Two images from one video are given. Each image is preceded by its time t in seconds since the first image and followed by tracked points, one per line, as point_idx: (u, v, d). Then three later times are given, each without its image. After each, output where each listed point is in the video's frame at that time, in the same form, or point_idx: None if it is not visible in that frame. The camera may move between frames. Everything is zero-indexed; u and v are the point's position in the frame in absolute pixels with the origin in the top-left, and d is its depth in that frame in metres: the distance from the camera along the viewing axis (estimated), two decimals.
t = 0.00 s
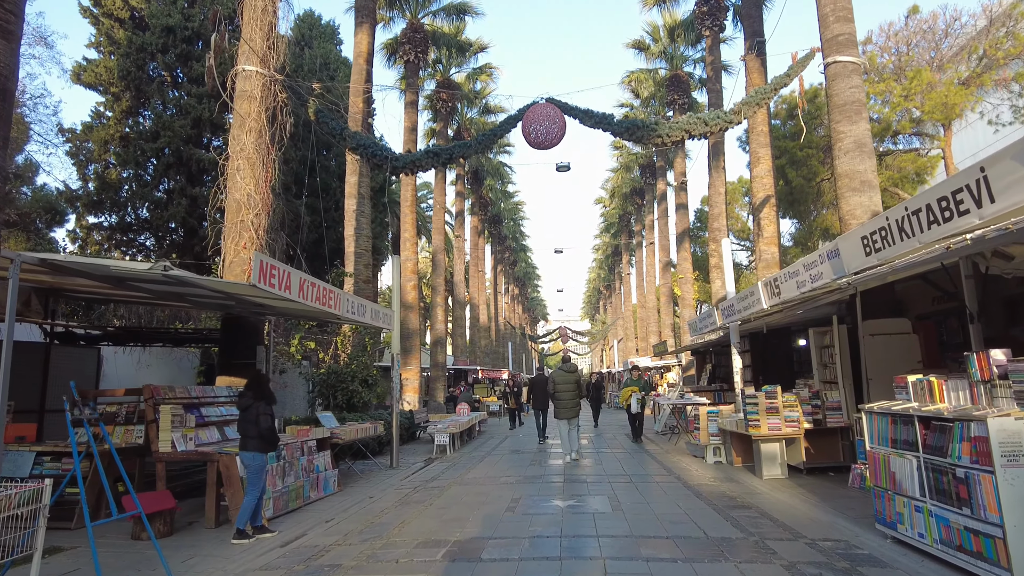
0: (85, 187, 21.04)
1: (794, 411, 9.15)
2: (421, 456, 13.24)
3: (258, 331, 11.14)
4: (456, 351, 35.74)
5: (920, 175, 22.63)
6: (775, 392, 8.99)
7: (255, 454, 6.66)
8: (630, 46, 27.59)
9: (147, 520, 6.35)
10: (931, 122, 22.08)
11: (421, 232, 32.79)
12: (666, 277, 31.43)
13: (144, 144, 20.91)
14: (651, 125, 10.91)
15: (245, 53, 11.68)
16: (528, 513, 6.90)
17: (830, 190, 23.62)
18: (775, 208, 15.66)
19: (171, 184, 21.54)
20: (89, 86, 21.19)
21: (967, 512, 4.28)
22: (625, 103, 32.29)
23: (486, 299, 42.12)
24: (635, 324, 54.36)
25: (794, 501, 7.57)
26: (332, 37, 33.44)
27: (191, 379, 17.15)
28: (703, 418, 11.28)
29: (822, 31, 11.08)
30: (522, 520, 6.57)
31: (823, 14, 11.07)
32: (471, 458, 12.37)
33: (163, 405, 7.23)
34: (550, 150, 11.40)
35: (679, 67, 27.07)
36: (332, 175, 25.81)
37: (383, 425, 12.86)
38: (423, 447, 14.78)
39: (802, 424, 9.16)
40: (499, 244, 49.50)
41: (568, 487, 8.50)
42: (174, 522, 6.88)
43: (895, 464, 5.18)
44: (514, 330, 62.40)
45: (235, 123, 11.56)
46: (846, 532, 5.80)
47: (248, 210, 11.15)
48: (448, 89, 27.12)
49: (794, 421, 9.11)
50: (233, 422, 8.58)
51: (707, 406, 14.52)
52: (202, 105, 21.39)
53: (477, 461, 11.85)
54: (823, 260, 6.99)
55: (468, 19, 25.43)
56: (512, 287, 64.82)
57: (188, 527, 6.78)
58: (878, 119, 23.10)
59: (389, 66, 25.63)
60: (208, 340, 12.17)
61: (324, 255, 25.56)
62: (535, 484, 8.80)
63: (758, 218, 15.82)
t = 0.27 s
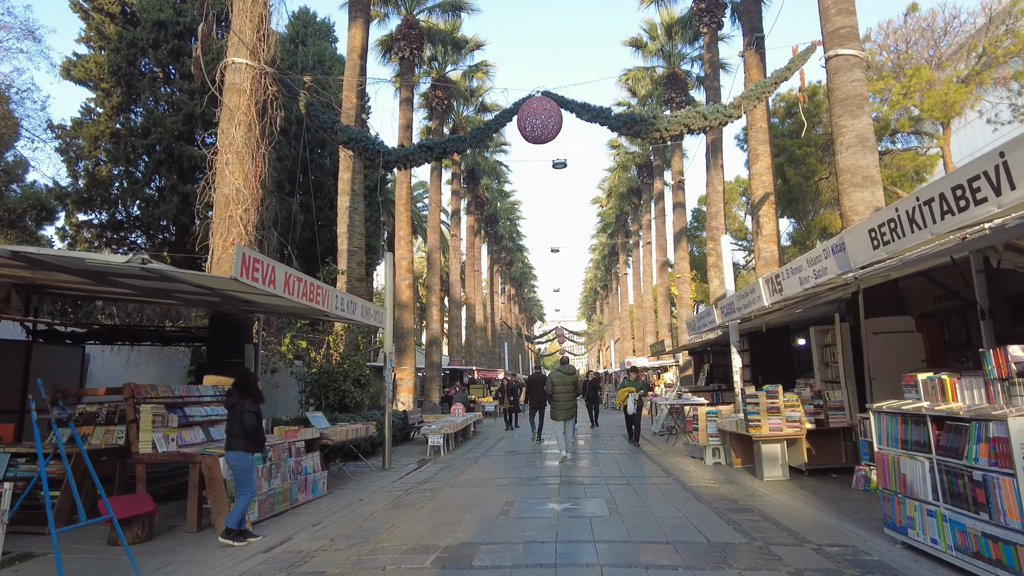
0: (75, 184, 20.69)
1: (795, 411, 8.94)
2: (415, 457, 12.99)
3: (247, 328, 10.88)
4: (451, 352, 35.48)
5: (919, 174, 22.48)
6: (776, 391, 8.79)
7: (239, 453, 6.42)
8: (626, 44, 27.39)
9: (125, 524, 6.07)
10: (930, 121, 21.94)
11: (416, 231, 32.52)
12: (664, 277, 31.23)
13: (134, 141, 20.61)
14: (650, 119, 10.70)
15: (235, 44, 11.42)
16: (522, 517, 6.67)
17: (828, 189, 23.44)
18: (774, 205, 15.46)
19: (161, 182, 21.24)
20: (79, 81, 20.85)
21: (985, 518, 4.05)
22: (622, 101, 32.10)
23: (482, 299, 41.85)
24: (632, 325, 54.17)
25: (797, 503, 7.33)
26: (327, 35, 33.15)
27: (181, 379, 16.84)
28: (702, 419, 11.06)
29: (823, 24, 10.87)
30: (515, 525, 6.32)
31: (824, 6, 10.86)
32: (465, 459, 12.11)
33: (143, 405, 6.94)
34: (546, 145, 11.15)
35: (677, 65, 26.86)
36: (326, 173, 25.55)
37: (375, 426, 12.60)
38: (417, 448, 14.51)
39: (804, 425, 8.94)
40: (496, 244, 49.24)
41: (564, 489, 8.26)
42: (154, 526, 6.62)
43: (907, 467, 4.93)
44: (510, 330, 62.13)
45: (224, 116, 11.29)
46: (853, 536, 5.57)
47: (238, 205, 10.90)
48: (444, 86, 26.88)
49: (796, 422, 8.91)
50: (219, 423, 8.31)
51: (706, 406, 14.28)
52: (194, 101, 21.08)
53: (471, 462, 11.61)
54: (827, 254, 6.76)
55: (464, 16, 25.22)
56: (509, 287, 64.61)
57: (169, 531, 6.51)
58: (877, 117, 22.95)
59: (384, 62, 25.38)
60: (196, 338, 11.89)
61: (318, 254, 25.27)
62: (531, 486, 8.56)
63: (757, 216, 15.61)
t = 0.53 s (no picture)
0: (63, 184, 20.36)
1: (797, 415, 8.71)
2: (407, 461, 12.72)
3: (234, 330, 10.61)
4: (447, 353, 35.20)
5: (918, 175, 22.30)
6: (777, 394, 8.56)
7: (221, 460, 6.10)
8: (623, 43, 27.17)
9: (98, 535, 5.78)
10: (930, 121, 21.77)
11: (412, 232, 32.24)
12: (661, 278, 31.00)
13: (124, 140, 20.29)
14: (647, 115, 10.46)
15: (223, 39, 11.16)
16: (515, 526, 6.40)
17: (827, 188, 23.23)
18: (773, 204, 15.23)
19: (152, 182, 20.93)
20: (68, 79, 20.53)
21: (1005, 531, 3.80)
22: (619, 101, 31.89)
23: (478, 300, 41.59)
24: (629, 326, 53.96)
25: (800, 510, 7.09)
26: (323, 34, 32.87)
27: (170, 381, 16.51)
28: (701, 422, 10.82)
29: (824, 18, 10.65)
30: (507, 535, 6.05)
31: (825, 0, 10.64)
32: (459, 464, 11.83)
33: (121, 410, 6.61)
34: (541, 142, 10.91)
35: (674, 64, 26.66)
36: (320, 173, 25.65)
37: (367, 429, 12.34)
38: (410, 452, 14.23)
39: (806, 429, 8.70)
40: (492, 245, 48.99)
41: (559, 496, 7.99)
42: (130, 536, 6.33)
43: (920, 475, 4.67)
44: (507, 331, 61.81)
45: (211, 113, 11.02)
46: (860, 547, 5.32)
47: (225, 203, 10.64)
48: (440, 86, 26.64)
49: (797, 426, 8.68)
50: (202, 427, 8.02)
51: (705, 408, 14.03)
52: (186, 99, 20.78)
53: (465, 467, 11.35)
54: (831, 252, 6.51)
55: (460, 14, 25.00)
56: (505, 288, 64.31)
57: (146, 542, 6.23)
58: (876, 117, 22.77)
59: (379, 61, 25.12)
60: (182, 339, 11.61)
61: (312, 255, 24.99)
62: (525, 493, 8.29)
63: (756, 215, 15.38)
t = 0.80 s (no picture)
0: (55, 182, 20.09)
1: (800, 417, 8.51)
2: (403, 464, 12.51)
3: (223, 331, 10.38)
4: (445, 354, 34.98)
5: (919, 173, 22.13)
6: (779, 396, 8.37)
7: (210, 465, 5.79)
8: (622, 42, 26.98)
9: (76, 543, 5.53)
10: (931, 119, 21.60)
11: (409, 232, 32.03)
12: (660, 278, 30.78)
13: (117, 138, 20.04)
14: (646, 111, 10.24)
15: (214, 33, 10.93)
16: (510, 533, 6.17)
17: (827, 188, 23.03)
18: (774, 203, 15.04)
19: (145, 181, 20.68)
20: (60, 77, 20.28)
21: None
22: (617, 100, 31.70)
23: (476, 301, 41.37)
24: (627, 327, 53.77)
25: (804, 516, 6.88)
26: (319, 33, 32.67)
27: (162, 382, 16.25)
28: (701, 424, 10.61)
29: (826, 12, 10.45)
30: (502, 543, 5.82)
31: None
32: (454, 467, 11.58)
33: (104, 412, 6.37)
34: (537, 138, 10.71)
35: (673, 63, 26.48)
36: (317, 172, 25.60)
37: (361, 431, 12.14)
38: (405, 454, 13.99)
39: (809, 431, 8.49)
40: (490, 245, 48.77)
41: (556, 500, 7.75)
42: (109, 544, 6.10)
43: (935, 480, 4.44)
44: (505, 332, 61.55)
45: (202, 108, 10.79)
46: (869, 555, 5.11)
47: (215, 201, 10.41)
48: (437, 84, 26.44)
49: (801, 428, 8.47)
50: (189, 430, 7.77)
51: (706, 410, 13.81)
52: (179, 97, 20.54)
53: (461, 470, 11.13)
54: (836, 250, 6.31)
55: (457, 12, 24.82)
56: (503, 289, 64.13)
57: (128, 549, 6.00)
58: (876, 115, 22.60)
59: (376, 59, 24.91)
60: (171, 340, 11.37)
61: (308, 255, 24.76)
62: (521, 497, 8.06)
63: (756, 214, 15.18)
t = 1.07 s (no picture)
0: (49, 180, 19.85)
1: (806, 417, 8.29)
2: (399, 465, 12.30)
3: (215, 328, 10.15)
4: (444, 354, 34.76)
5: (922, 172, 21.91)
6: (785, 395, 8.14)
7: (198, 467, 5.49)
8: (622, 39, 26.76)
9: (54, 547, 5.27)
10: (934, 117, 21.40)
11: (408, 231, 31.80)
12: (660, 278, 30.57)
13: (112, 135, 19.80)
14: (648, 104, 10.02)
15: (206, 25, 10.71)
16: (508, 537, 5.94)
17: (829, 186, 22.81)
18: (776, 200, 14.82)
19: (140, 178, 20.46)
20: (54, 73, 20.05)
21: None
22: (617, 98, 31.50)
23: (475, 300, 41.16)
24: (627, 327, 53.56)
25: (811, 519, 6.66)
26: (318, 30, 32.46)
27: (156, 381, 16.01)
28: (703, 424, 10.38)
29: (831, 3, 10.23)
30: (498, 547, 5.60)
31: None
32: (452, 468, 11.35)
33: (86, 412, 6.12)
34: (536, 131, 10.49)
35: (673, 60, 26.27)
36: (315, 171, 25.33)
37: (356, 432, 11.93)
38: (402, 455, 13.77)
39: (816, 431, 8.26)
40: (490, 245, 48.52)
41: (556, 503, 7.52)
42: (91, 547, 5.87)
43: (956, 482, 4.20)
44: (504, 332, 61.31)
45: (193, 101, 10.56)
46: (881, 561, 4.89)
47: (207, 196, 10.20)
48: (435, 82, 26.22)
49: (807, 428, 8.24)
50: (176, 430, 7.53)
51: (708, 410, 13.58)
52: (175, 94, 20.31)
53: (458, 471, 10.91)
54: (845, 243, 6.10)
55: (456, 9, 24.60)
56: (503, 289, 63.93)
57: (110, 553, 5.77)
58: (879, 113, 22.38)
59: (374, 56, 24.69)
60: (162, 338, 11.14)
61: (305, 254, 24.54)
62: (520, 499, 7.82)
63: (759, 211, 14.97)
